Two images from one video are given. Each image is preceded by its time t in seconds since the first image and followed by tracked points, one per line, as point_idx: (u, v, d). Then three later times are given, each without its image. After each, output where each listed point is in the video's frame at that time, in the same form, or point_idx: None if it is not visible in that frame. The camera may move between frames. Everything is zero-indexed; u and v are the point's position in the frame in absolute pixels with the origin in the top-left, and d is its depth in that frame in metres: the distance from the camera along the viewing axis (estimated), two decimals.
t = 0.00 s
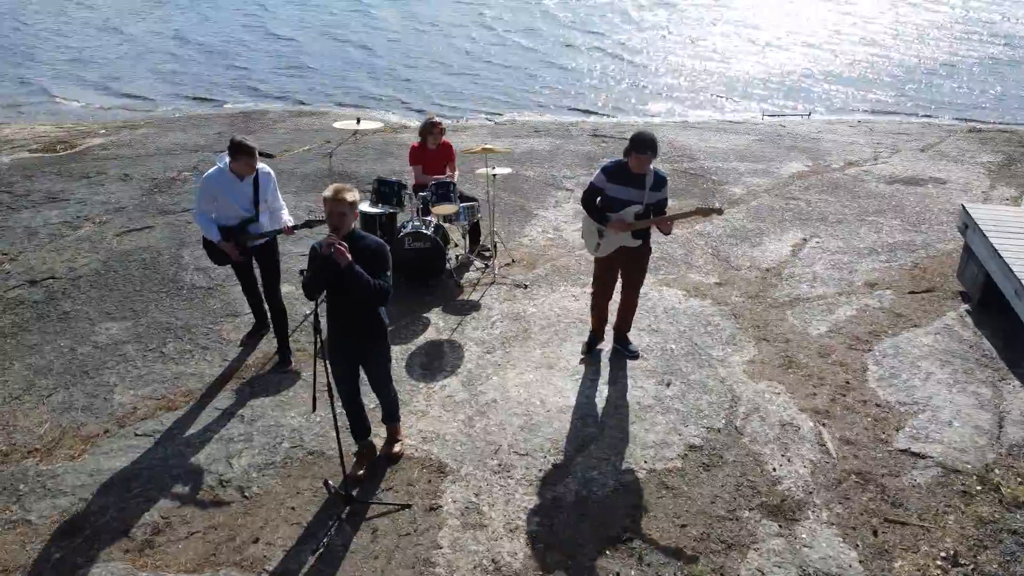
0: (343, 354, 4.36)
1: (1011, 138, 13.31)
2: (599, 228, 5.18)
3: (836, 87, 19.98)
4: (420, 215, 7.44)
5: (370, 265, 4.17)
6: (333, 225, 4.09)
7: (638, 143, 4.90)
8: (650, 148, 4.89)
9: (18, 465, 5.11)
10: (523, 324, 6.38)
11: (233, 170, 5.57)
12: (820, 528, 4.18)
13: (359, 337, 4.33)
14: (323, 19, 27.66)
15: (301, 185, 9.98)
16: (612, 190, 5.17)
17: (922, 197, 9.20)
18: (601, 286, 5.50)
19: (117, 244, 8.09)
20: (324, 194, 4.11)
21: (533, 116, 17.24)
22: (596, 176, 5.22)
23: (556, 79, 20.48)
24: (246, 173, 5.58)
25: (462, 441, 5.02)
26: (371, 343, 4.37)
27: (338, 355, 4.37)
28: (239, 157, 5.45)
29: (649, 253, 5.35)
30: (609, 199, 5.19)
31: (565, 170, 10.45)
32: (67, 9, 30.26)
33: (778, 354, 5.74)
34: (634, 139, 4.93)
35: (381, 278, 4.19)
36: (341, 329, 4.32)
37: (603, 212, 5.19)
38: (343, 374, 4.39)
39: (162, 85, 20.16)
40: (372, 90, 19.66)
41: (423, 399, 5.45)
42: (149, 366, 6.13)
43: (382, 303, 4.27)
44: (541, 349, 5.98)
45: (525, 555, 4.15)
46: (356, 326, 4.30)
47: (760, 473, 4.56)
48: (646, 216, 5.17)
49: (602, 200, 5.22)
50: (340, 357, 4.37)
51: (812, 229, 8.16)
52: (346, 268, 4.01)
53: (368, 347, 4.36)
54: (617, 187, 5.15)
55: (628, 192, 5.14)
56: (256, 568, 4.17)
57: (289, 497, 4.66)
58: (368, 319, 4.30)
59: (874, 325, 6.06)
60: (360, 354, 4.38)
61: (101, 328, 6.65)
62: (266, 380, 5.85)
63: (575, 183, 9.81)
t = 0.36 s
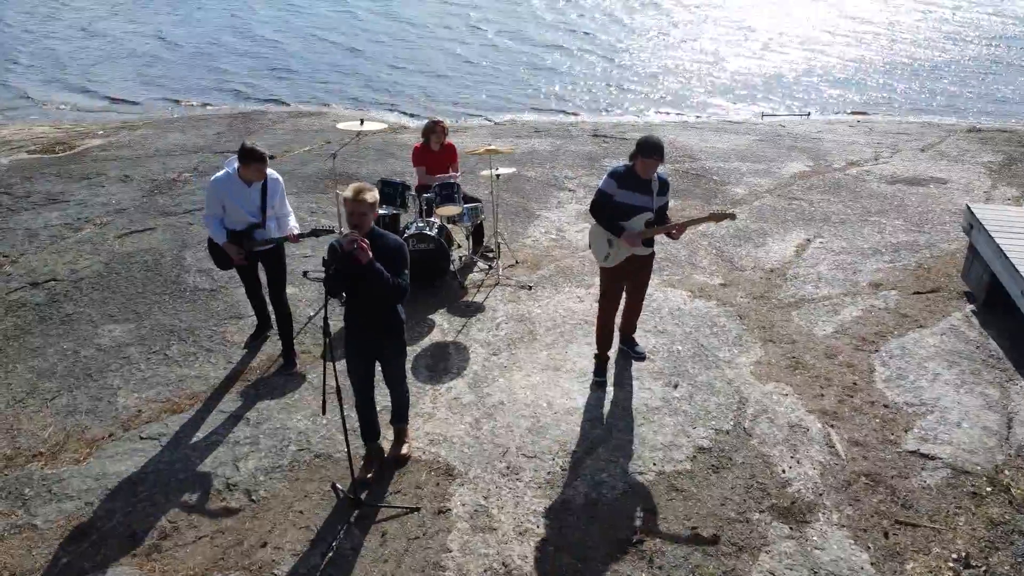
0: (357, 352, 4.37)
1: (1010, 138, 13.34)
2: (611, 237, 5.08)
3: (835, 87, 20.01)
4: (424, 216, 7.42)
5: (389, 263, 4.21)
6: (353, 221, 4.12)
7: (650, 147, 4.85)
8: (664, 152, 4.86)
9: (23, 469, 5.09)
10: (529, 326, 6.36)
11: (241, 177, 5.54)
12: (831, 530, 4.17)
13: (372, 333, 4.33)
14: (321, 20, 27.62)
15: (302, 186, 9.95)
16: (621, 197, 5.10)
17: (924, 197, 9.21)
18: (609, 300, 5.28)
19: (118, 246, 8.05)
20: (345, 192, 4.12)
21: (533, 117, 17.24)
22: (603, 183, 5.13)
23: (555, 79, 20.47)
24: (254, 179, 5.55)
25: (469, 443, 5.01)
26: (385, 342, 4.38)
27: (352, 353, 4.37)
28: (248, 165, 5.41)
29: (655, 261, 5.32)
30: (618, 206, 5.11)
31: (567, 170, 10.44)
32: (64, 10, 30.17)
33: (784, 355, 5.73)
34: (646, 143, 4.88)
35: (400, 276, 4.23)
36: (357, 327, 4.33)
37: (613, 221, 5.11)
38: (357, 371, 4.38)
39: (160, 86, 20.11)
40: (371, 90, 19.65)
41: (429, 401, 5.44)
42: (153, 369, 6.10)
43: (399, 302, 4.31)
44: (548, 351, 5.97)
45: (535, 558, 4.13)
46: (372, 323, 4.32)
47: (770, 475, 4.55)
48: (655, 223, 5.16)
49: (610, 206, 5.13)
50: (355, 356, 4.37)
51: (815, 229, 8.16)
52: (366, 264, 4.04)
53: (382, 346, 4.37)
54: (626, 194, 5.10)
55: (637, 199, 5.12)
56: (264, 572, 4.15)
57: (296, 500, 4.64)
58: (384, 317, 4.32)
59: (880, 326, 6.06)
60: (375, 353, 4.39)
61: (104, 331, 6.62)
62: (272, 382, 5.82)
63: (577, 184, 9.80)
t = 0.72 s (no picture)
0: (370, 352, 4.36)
1: (1009, 137, 13.37)
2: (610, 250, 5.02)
3: (833, 87, 20.06)
4: (428, 216, 7.40)
5: (405, 262, 4.22)
6: (370, 220, 4.13)
7: (645, 157, 4.77)
8: (658, 160, 4.77)
9: (29, 472, 5.06)
10: (535, 327, 6.35)
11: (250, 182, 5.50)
12: (843, 530, 4.16)
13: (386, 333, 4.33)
14: (318, 20, 27.60)
15: (304, 187, 9.93)
16: (620, 210, 5.03)
17: (926, 197, 9.22)
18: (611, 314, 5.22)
19: (120, 247, 8.02)
20: (362, 190, 4.12)
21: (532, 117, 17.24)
22: (600, 198, 5.05)
23: (555, 80, 20.49)
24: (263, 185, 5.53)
25: (478, 445, 4.99)
26: (399, 342, 4.37)
27: (366, 352, 4.36)
28: (259, 172, 5.38)
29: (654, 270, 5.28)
30: (617, 219, 5.04)
31: (569, 170, 10.43)
32: (60, 12, 30.11)
33: (792, 355, 5.73)
34: (640, 153, 4.79)
35: (415, 276, 4.24)
36: (371, 327, 4.33)
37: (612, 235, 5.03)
38: (370, 372, 4.37)
39: (158, 88, 20.08)
40: (369, 91, 19.63)
41: (437, 403, 5.42)
42: (158, 371, 6.07)
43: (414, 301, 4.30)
44: (554, 352, 5.95)
45: (548, 560, 4.12)
46: (386, 323, 4.31)
47: (781, 476, 4.55)
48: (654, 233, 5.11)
49: (610, 220, 5.06)
50: (368, 355, 4.36)
51: (819, 229, 8.16)
52: (382, 263, 4.05)
53: (395, 346, 4.36)
54: (625, 207, 5.03)
55: (636, 210, 5.05)
56: None
57: (305, 503, 4.62)
58: (399, 317, 4.32)
59: (886, 326, 6.06)
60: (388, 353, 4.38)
61: (107, 333, 6.58)
62: (278, 384, 5.80)
63: (579, 184, 9.79)
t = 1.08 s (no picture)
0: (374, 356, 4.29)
1: (1008, 136, 13.42)
2: (614, 254, 5.00)
3: (830, 87, 20.11)
4: (432, 217, 7.39)
5: (407, 266, 4.13)
6: (370, 223, 4.02)
7: (647, 161, 4.73)
8: (660, 165, 4.73)
9: (36, 475, 5.04)
10: (541, 327, 6.34)
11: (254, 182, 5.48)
12: (856, 530, 4.16)
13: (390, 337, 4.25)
14: (315, 22, 27.59)
15: (305, 188, 9.90)
16: (624, 214, 5.00)
17: (928, 196, 9.25)
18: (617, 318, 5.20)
19: (122, 248, 7.98)
20: (363, 193, 4.01)
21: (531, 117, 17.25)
22: (604, 200, 5.03)
23: (553, 82, 20.51)
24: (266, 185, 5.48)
25: (488, 446, 4.98)
26: (402, 346, 4.30)
27: (369, 356, 4.29)
28: (260, 171, 5.36)
29: (660, 273, 5.25)
30: (621, 223, 5.02)
31: (570, 170, 10.42)
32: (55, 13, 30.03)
33: (799, 355, 5.73)
34: (643, 157, 4.76)
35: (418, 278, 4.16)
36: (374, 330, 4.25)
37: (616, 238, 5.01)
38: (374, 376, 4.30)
39: (155, 90, 20.05)
40: (367, 93, 19.62)
41: (445, 404, 5.41)
42: (164, 373, 6.05)
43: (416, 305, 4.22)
44: (561, 352, 5.95)
45: (561, 561, 4.11)
46: (389, 327, 4.23)
47: (792, 476, 4.55)
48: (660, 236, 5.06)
49: (614, 223, 5.04)
50: (370, 361, 4.29)
51: (822, 229, 8.18)
52: (385, 266, 3.97)
53: (399, 349, 4.29)
54: (629, 210, 4.99)
55: (642, 213, 5.01)
56: None
57: (315, 505, 4.60)
58: (402, 320, 4.25)
59: (893, 325, 6.06)
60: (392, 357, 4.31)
61: (111, 335, 6.55)
62: (284, 386, 5.78)
63: (581, 184, 9.79)
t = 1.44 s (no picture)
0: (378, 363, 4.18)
1: (1006, 136, 13.45)
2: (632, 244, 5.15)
3: (828, 88, 20.17)
4: (437, 218, 7.37)
5: (411, 276, 4.00)
6: (377, 229, 3.87)
7: (665, 153, 4.91)
8: (679, 157, 4.90)
9: (44, 479, 5.01)
10: (549, 328, 6.32)
11: (244, 170, 5.58)
12: (871, 531, 4.16)
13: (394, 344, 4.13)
14: (312, 23, 27.56)
15: (307, 189, 9.87)
16: (642, 205, 5.17)
17: (931, 196, 9.26)
18: (633, 308, 5.26)
19: (125, 250, 7.94)
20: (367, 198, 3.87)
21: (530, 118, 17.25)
22: (625, 191, 5.22)
23: (552, 83, 20.53)
24: (254, 171, 5.57)
25: (499, 448, 4.96)
26: (407, 354, 4.18)
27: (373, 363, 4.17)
28: (243, 158, 5.44)
29: (678, 268, 5.35)
30: (639, 213, 5.17)
31: (573, 170, 10.41)
32: (50, 14, 29.98)
33: (808, 355, 5.73)
34: (663, 150, 4.94)
35: (424, 286, 4.02)
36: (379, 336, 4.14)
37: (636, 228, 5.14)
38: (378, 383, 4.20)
39: (152, 92, 20.01)
40: (365, 94, 19.60)
41: (455, 405, 5.39)
42: (170, 375, 6.02)
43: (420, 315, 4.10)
44: (570, 353, 5.93)
45: (576, 563, 4.10)
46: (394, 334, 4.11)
47: (805, 476, 4.54)
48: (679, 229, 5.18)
49: (632, 214, 5.20)
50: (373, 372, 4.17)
51: (826, 228, 8.18)
52: (392, 275, 3.84)
53: (402, 360, 4.18)
54: (647, 202, 5.15)
55: (660, 206, 5.16)
56: None
57: (327, 508, 4.58)
58: (407, 328, 4.12)
59: (901, 325, 6.06)
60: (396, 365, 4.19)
61: (117, 337, 6.52)
62: (292, 388, 5.74)
63: (584, 184, 9.78)
